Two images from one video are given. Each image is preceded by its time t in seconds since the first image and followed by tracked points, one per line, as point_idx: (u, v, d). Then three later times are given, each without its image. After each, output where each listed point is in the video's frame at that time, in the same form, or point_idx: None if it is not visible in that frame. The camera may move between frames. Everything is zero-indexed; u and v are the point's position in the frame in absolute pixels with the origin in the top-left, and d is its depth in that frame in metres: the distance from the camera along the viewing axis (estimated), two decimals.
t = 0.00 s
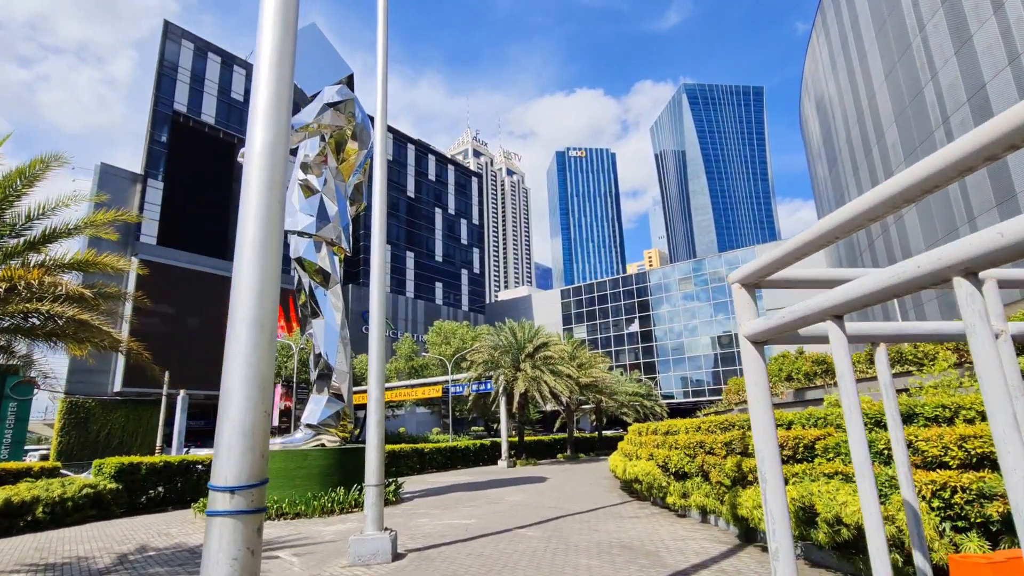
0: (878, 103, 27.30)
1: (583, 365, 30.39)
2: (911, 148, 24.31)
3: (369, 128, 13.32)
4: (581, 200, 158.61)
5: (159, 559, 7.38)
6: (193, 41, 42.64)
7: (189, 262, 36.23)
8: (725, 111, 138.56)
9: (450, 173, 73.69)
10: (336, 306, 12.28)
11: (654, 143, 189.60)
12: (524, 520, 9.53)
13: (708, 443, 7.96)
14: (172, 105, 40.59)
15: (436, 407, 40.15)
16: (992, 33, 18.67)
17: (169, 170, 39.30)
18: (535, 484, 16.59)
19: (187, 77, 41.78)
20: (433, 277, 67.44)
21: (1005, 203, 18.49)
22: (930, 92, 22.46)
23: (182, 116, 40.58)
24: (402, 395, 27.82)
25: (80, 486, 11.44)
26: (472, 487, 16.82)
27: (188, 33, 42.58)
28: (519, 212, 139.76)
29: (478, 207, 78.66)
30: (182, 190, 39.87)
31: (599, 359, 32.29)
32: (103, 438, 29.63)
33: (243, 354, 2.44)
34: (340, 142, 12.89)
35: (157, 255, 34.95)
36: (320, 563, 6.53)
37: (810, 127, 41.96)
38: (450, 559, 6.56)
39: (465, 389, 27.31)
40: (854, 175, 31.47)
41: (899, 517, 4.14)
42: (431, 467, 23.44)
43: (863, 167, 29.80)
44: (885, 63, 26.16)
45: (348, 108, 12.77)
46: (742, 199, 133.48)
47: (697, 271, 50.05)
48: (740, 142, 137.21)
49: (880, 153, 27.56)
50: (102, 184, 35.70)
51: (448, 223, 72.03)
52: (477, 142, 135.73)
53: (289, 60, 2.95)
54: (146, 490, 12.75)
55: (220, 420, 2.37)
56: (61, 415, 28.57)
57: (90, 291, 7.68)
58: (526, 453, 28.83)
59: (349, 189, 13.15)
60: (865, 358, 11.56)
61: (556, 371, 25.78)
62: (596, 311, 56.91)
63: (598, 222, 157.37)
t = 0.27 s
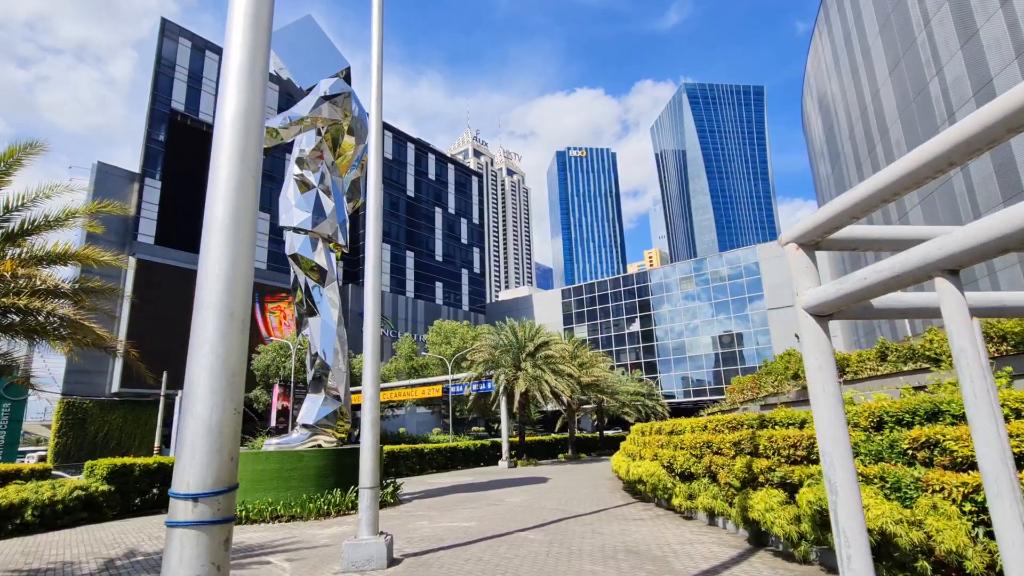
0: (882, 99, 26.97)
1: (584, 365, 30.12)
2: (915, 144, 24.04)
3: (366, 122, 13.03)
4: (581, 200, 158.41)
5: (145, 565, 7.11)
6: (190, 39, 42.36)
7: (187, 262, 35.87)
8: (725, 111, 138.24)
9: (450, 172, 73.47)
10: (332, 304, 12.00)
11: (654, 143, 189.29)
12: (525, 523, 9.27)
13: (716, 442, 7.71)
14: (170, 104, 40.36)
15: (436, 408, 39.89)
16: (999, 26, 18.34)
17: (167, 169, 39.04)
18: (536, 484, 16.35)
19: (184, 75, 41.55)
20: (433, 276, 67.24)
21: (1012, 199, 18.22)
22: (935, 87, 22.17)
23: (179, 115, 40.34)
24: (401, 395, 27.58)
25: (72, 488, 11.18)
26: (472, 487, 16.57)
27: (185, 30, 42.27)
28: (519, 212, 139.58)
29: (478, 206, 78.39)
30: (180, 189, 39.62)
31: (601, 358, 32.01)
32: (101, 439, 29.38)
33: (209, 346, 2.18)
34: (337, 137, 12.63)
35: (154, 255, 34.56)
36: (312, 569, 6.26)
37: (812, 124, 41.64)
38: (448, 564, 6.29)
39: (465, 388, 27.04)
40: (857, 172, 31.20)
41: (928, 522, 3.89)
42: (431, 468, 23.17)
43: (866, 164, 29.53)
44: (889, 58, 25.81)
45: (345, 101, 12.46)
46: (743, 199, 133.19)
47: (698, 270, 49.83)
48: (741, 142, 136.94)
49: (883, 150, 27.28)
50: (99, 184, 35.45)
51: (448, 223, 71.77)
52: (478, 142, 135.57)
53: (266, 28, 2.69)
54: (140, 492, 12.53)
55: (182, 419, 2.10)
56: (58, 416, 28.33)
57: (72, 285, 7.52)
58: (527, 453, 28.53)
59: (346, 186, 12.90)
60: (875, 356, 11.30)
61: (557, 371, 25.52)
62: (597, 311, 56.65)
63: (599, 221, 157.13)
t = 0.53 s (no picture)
0: (886, 96, 26.68)
1: (585, 364, 29.89)
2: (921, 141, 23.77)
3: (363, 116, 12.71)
4: (581, 200, 158.24)
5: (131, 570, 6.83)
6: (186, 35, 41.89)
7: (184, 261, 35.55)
8: (726, 111, 138.05)
9: (450, 170, 73.23)
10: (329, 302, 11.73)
11: (654, 143, 189.13)
12: (526, 525, 9.00)
13: (725, 443, 7.44)
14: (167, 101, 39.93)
15: (436, 407, 39.63)
16: (1007, 20, 18.06)
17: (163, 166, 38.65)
18: (536, 485, 16.09)
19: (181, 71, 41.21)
20: (432, 275, 67.04)
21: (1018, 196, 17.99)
22: (941, 82, 21.89)
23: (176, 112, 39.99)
24: (400, 395, 27.30)
25: (62, 489, 10.87)
26: (471, 488, 16.31)
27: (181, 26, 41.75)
28: (519, 211, 139.27)
29: (478, 206, 78.10)
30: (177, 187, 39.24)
31: (601, 358, 31.74)
32: (98, 439, 28.98)
33: (172, 339, 1.96)
34: (333, 131, 12.36)
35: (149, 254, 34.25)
36: None
37: (814, 123, 41.36)
38: (447, 570, 6.01)
39: (465, 387, 26.76)
40: (860, 171, 30.96)
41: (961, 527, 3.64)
42: (430, 468, 22.89)
43: (870, 162, 29.25)
44: (895, 55, 25.47)
45: (341, 94, 12.14)
46: (742, 199, 133.19)
47: (698, 270, 49.66)
48: (741, 142, 136.91)
49: (888, 148, 27.01)
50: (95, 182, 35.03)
51: (448, 223, 71.49)
52: (478, 141, 135.19)
53: None
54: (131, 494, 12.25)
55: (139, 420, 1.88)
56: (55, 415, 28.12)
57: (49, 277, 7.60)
58: (526, 453, 28.21)
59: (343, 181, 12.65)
60: (885, 354, 11.04)
61: (558, 370, 25.28)
62: (597, 311, 56.42)
63: (598, 221, 156.97)
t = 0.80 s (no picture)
0: (885, 95, 26.46)
1: (586, 364, 29.68)
2: (918, 142, 23.59)
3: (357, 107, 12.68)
4: (580, 200, 158.15)
5: None
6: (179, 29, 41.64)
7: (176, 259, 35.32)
8: (724, 111, 138.01)
9: (449, 169, 73.01)
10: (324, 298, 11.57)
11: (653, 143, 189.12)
12: (528, 526, 8.78)
13: (732, 439, 7.22)
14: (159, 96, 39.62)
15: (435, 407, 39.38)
16: (1005, 21, 17.93)
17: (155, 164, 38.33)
18: (537, 485, 15.88)
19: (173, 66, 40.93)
20: (431, 275, 66.84)
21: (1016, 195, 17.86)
22: (939, 83, 21.70)
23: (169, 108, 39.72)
24: (399, 395, 27.07)
25: (44, 493, 10.58)
26: (471, 488, 16.09)
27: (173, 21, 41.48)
28: (519, 211, 139.16)
29: (477, 205, 77.85)
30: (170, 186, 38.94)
31: (602, 357, 31.51)
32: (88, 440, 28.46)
33: (116, 340, 1.86)
34: (329, 122, 12.26)
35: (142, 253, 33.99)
36: None
37: (813, 122, 41.18)
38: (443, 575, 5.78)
39: (464, 387, 26.52)
40: (857, 170, 30.85)
41: (989, 526, 3.46)
42: (429, 468, 22.67)
43: (868, 162, 29.04)
44: (894, 54, 25.23)
45: (335, 84, 12.07)
46: (741, 199, 133.21)
47: (697, 269, 49.52)
48: (739, 142, 136.86)
49: (886, 148, 26.81)
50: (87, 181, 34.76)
51: (447, 221, 71.27)
52: (476, 142, 135.04)
53: None
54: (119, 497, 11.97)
55: (79, 423, 1.80)
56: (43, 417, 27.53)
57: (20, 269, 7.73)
58: (526, 453, 27.97)
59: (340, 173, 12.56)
60: (891, 350, 10.78)
61: (558, 370, 25.07)
62: (596, 311, 56.23)
63: (597, 221, 156.89)
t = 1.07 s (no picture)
0: (880, 99, 26.19)
1: (584, 362, 29.52)
2: (912, 144, 23.34)
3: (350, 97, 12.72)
4: (578, 199, 158.04)
5: None
6: (166, 16, 41.23)
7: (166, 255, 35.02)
8: (721, 111, 138.08)
9: (447, 167, 72.68)
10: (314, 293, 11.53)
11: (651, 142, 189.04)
12: (527, 529, 8.55)
13: (735, 439, 7.06)
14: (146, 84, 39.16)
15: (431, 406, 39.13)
16: (998, 26, 17.87)
17: (142, 156, 38.03)
18: (535, 485, 15.67)
19: (161, 55, 40.47)
20: (429, 274, 66.56)
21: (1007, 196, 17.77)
22: (934, 86, 21.52)
23: (156, 97, 39.28)
24: (395, 395, 26.82)
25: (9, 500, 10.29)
26: (467, 489, 15.89)
27: (160, 8, 41.09)
28: (516, 210, 138.91)
29: (476, 203, 77.49)
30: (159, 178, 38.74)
31: (600, 356, 31.34)
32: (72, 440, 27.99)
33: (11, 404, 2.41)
34: (320, 112, 12.19)
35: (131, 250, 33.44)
36: None
37: (809, 124, 41.12)
38: None
39: (461, 386, 26.28)
40: (851, 170, 30.82)
41: (1016, 532, 3.27)
42: (425, 468, 22.46)
43: (863, 164, 28.66)
44: (889, 57, 25.02)
45: (327, 71, 12.00)
46: (738, 199, 133.39)
47: (694, 269, 49.46)
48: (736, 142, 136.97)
49: (880, 149, 26.51)
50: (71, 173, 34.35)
51: (445, 219, 70.96)
52: (474, 140, 134.61)
53: (123, 69, 2.85)
54: (97, 501, 11.65)
55: None
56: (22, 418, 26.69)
57: None
58: (523, 452, 27.77)
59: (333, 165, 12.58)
60: (891, 349, 10.55)
61: (556, 368, 24.88)
62: (594, 310, 56.08)
63: (595, 220, 156.78)
